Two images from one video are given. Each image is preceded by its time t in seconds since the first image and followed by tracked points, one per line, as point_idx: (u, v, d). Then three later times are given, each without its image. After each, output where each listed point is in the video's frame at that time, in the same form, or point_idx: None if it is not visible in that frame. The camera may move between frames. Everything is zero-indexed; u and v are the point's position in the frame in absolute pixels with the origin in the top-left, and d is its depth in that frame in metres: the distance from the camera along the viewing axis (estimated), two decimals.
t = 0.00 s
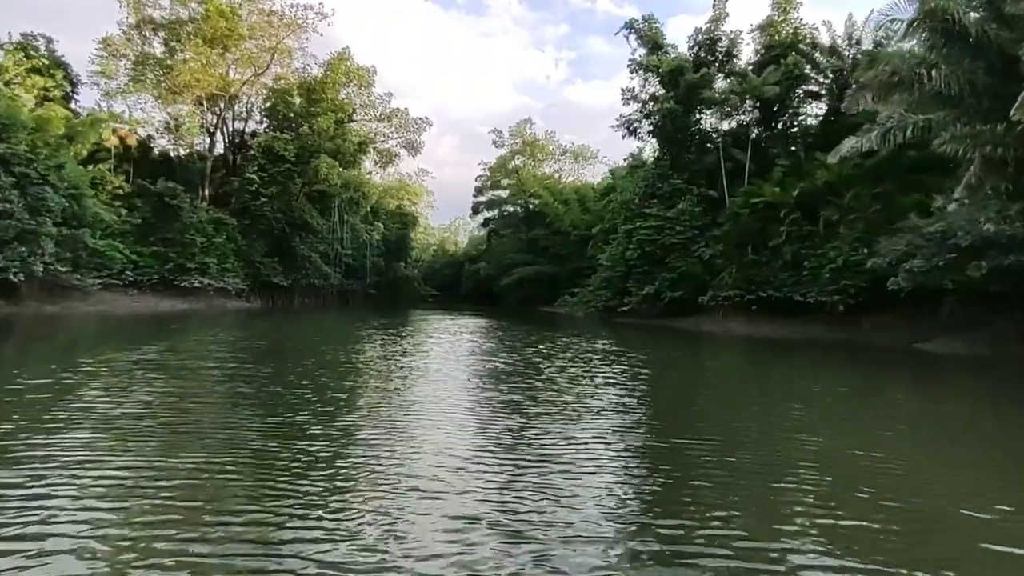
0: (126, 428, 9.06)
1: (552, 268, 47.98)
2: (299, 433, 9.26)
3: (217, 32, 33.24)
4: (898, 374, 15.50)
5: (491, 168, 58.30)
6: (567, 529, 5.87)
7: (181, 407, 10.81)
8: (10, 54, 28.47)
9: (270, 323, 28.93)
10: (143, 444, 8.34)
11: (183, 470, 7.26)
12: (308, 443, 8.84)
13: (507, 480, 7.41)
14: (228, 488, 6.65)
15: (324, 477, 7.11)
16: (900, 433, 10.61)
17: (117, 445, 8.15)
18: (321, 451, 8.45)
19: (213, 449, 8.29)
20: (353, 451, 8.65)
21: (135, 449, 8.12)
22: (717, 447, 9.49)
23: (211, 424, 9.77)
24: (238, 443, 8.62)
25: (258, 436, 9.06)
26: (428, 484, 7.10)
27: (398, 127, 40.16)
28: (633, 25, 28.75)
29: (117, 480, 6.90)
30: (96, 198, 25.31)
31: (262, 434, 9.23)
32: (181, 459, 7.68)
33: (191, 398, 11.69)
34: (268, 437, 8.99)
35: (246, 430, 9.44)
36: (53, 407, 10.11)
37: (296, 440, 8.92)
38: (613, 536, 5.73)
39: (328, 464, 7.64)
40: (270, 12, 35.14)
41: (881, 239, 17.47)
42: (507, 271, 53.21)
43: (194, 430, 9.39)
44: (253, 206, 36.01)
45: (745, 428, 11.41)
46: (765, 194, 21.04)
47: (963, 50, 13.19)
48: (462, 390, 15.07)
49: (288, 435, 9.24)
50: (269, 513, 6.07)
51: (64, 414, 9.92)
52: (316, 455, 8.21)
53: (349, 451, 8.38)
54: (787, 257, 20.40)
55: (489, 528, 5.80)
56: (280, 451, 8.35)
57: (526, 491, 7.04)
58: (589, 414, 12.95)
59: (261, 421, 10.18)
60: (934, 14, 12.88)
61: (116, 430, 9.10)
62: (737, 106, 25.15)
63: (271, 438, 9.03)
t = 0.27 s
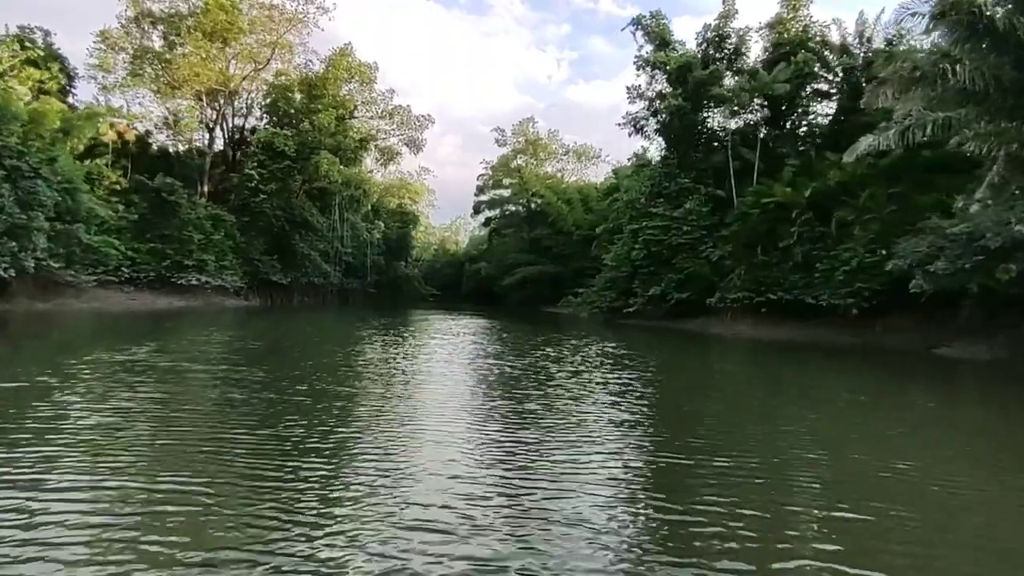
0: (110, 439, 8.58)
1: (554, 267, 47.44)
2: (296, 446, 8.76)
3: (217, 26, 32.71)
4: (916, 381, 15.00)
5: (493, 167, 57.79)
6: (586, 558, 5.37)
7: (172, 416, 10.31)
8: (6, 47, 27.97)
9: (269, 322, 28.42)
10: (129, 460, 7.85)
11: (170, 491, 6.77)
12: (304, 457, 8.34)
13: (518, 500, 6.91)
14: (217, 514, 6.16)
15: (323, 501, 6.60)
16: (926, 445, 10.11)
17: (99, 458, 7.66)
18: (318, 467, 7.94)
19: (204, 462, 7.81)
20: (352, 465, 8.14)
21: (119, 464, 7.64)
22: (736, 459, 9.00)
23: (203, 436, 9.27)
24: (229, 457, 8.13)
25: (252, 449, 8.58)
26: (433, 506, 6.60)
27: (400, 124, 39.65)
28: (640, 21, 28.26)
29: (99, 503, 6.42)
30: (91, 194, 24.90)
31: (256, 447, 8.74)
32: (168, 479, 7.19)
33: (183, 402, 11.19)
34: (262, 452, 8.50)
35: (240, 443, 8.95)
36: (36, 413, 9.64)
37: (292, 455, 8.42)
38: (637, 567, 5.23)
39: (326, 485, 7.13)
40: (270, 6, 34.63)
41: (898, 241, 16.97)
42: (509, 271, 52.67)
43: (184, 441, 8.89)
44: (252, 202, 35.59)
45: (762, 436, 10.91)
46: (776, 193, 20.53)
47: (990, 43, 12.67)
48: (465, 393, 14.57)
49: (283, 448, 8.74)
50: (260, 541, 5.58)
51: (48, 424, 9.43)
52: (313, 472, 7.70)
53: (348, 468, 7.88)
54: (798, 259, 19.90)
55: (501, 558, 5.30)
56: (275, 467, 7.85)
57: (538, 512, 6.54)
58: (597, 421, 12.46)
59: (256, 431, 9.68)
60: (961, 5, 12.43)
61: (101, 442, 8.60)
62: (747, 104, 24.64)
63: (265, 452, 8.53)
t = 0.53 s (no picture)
0: (92, 453, 8.09)
1: (557, 267, 46.87)
2: (292, 459, 8.26)
3: (216, 20, 32.17)
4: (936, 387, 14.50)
5: (495, 167, 57.25)
6: None
7: (164, 423, 9.84)
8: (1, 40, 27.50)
9: (268, 322, 27.91)
10: (115, 476, 7.36)
11: (157, 511, 6.28)
12: (301, 471, 7.88)
13: (532, 522, 6.43)
14: (209, 538, 5.68)
15: (318, 523, 6.10)
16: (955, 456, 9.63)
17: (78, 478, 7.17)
18: (314, 484, 7.48)
19: (192, 479, 7.32)
20: (350, 481, 7.67)
21: (106, 482, 7.14)
22: (753, 472, 8.58)
23: (196, 446, 8.79)
24: (224, 472, 7.65)
25: (245, 463, 8.08)
26: (439, 529, 6.11)
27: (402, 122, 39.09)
28: (647, 17, 27.76)
29: (80, 526, 5.93)
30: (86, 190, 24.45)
31: (252, 460, 8.27)
32: (156, 496, 6.72)
33: (174, 409, 10.70)
34: (260, 465, 8.03)
35: (236, 455, 8.47)
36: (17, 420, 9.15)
37: (287, 470, 7.92)
38: None
39: (321, 507, 6.64)
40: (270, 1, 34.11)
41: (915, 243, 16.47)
42: (511, 271, 52.12)
43: (176, 452, 8.41)
44: (251, 199, 35.07)
45: (777, 443, 10.50)
46: (787, 193, 20.02)
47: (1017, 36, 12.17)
48: (467, 399, 14.12)
49: (279, 461, 8.28)
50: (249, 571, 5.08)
51: (30, 431, 8.95)
52: (312, 488, 7.24)
53: (348, 483, 7.38)
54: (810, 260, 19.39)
55: None
56: (272, 483, 7.37)
57: (557, 539, 6.05)
58: (605, 427, 12.03)
59: (252, 442, 9.21)
60: None
61: (86, 455, 8.13)
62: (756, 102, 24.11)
63: (262, 464, 8.10)
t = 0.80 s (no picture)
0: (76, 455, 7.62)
1: (559, 267, 46.34)
2: (287, 467, 7.76)
3: (216, 14, 31.58)
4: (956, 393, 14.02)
5: (497, 166, 56.72)
6: None
7: (155, 425, 9.36)
8: None
9: (266, 321, 27.40)
10: (102, 483, 6.88)
11: (147, 524, 5.82)
12: (300, 478, 7.40)
13: (550, 542, 5.96)
14: (200, 557, 5.20)
15: (316, 542, 5.60)
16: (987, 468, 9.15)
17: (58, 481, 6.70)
18: (314, 491, 7.01)
19: (182, 487, 6.83)
20: (352, 490, 7.20)
21: (91, 490, 6.66)
22: (778, 483, 8.16)
23: (189, 447, 8.32)
24: (219, 478, 7.18)
25: (238, 470, 7.58)
26: (448, 550, 5.60)
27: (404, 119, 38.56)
28: (654, 13, 27.25)
29: (63, 541, 5.47)
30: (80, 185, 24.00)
31: (247, 464, 7.79)
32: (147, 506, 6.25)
33: (165, 411, 10.22)
34: (256, 470, 7.56)
35: (232, 458, 7.99)
36: None
37: (282, 477, 7.41)
38: None
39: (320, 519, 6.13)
40: None
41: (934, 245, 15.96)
42: (512, 271, 51.59)
43: (169, 455, 7.94)
44: (250, 197, 34.56)
45: (795, 449, 10.09)
46: (799, 192, 19.52)
47: None
48: (470, 401, 13.66)
49: (276, 466, 7.81)
50: None
51: (13, 435, 8.48)
52: (312, 497, 6.76)
53: (349, 494, 6.88)
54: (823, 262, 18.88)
55: None
56: (269, 491, 6.90)
57: (577, 560, 5.60)
58: (615, 431, 11.59)
59: (249, 443, 8.73)
60: None
61: (71, 460, 7.65)
62: (766, 99, 23.60)
63: (259, 469, 7.62)
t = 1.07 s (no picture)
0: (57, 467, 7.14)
1: (561, 268, 45.86)
2: (286, 479, 7.31)
3: (214, 10, 30.89)
4: (979, 398, 13.54)
5: (498, 166, 56.26)
6: None
7: (145, 435, 8.89)
8: None
9: (265, 322, 26.90)
10: (84, 499, 6.38)
11: (129, 546, 5.33)
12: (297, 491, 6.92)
13: (571, 565, 5.46)
14: None
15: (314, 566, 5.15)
16: None
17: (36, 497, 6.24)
18: (312, 506, 6.54)
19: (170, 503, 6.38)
20: (355, 503, 6.73)
21: (72, 507, 6.17)
22: (800, 492, 7.79)
23: (179, 459, 7.83)
24: (209, 492, 6.69)
25: (234, 481, 7.14)
26: None
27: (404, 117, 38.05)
28: (659, 9, 26.82)
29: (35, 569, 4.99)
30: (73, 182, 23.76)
31: (241, 477, 7.30)
32: (130, 526, 5.75)
33: (156, 418, 9.73)
34: (250, 484, 7.07)
35: (224, 470, 7.51)
36: None
37: (282, 490, 6.95)
38: None
39: (319, 540, 5.69)
40: None
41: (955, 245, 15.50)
42: (514, 272, 51.12)
43: (157, 467, 7.45)
44: (249, 196, 34.02)
45: (814, 454, 9.72)
46: (811, 190, 19.06)
47: None
48: (474, 405, 13.22)
49: (271, 479, 7.33)
50: None
51: None
52: (309, 514, 6.28)
53: (350, 511, 6.42)
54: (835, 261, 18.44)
55: None
56: (263, 506, 6.41)
57: None
58: (625, 437, 11.16)
59: (243, 454, 8.25)
60: None
61: (52, 474, 7.17)
62: (775, 96, 23.13)
63: (253, 483, 7.14)
